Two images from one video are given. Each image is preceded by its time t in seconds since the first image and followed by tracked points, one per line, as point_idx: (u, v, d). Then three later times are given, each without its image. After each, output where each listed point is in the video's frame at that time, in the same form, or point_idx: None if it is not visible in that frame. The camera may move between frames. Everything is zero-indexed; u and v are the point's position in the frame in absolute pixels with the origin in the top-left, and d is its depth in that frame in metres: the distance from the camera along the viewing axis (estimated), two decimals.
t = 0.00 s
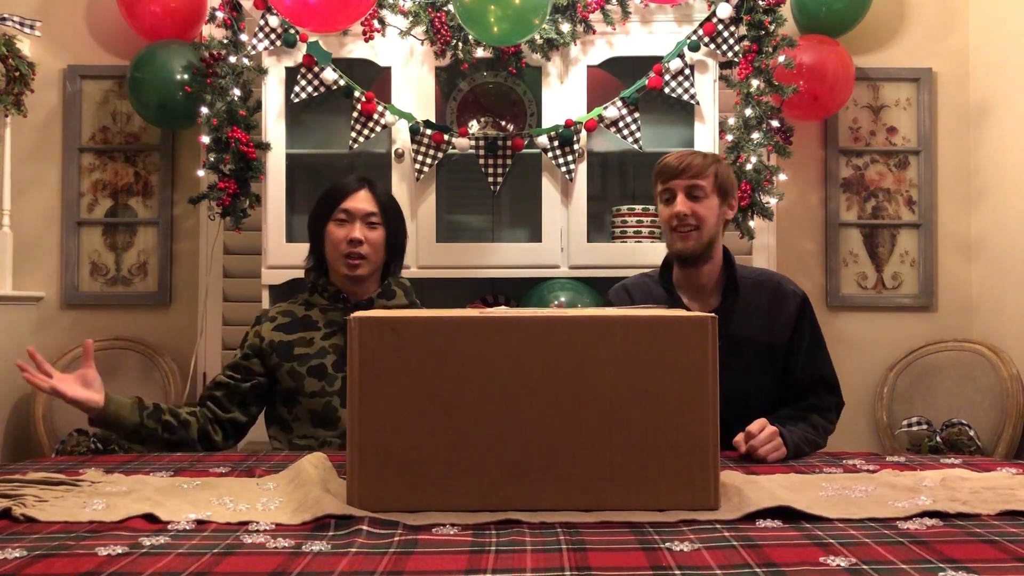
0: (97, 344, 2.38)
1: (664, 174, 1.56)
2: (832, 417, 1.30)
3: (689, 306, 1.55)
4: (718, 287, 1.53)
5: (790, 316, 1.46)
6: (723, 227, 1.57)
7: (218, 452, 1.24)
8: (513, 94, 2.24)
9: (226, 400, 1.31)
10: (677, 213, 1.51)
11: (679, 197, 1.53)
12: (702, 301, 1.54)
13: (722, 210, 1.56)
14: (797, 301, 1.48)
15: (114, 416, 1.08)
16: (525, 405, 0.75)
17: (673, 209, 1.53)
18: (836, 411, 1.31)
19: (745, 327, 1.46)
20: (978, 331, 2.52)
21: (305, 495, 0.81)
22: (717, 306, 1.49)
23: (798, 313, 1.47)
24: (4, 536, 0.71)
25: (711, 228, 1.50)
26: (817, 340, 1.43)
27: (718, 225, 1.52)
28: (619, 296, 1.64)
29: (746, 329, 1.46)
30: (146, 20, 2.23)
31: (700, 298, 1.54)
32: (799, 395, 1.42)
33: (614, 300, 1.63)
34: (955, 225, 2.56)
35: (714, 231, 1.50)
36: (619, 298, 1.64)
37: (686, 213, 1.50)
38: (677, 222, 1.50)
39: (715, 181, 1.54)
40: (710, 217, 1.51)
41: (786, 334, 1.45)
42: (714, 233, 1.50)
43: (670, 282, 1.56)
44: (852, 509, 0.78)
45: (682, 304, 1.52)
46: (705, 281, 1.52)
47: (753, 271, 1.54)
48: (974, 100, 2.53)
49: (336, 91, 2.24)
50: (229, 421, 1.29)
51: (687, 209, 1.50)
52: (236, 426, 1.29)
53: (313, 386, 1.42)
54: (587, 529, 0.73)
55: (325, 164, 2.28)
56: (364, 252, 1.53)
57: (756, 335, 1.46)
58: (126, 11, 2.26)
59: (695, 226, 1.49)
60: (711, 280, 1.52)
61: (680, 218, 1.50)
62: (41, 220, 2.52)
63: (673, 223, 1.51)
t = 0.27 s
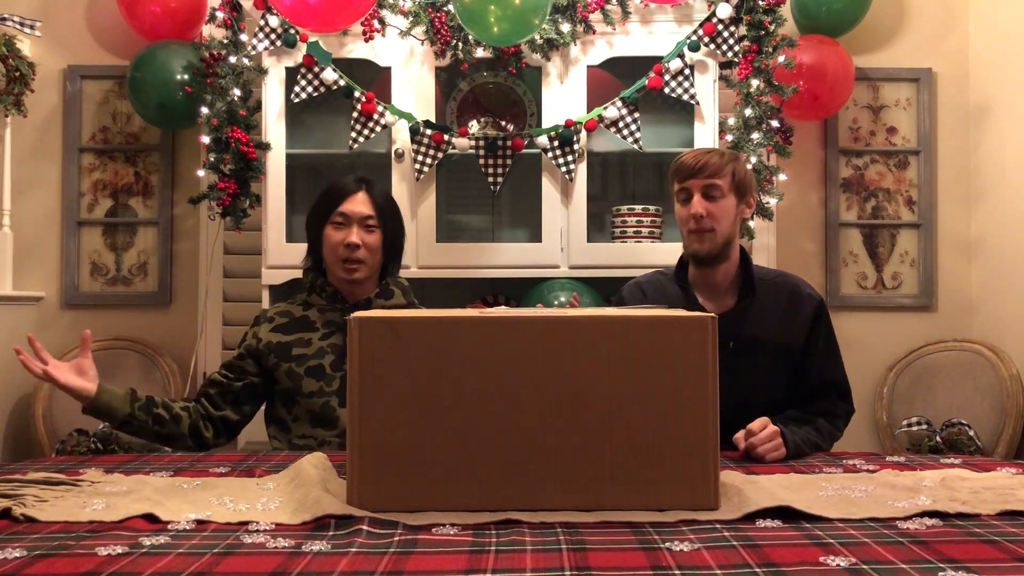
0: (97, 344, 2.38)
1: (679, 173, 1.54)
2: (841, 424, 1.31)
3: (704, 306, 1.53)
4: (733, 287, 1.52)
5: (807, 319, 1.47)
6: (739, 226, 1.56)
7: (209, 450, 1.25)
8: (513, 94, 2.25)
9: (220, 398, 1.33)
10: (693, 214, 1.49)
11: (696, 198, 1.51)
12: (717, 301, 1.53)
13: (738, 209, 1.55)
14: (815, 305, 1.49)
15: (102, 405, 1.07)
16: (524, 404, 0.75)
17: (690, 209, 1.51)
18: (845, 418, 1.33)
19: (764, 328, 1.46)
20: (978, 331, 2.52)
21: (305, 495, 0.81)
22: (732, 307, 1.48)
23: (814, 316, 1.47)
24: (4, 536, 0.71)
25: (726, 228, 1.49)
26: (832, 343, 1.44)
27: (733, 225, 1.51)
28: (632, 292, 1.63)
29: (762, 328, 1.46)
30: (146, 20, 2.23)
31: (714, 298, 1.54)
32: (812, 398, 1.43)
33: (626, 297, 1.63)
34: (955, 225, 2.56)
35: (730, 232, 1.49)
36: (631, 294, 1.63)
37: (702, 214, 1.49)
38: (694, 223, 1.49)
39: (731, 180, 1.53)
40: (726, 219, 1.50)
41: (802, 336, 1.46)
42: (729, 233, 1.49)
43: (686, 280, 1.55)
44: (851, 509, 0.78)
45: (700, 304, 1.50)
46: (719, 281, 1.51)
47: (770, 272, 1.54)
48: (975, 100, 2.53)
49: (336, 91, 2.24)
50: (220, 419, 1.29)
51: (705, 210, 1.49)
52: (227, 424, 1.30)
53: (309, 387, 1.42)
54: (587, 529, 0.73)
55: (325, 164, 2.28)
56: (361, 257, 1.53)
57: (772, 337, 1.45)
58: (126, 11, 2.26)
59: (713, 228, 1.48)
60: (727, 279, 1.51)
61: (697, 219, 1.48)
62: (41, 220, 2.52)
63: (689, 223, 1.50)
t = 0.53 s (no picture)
0: (97, 344, 2.38)
1: (677, 174, 1.55)
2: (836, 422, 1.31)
3: (698, 305, 1.53)
4: (727, 286, 1.52)
5: (800, 317, 1.47)
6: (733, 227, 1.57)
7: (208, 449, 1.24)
8: (513, 94, 2.24)
9: (220, 398, 1.32)
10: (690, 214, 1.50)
11: (693, 198, 1.52)
12: (711, 300, 1.53)
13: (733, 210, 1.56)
14: (806, 303, 1.49)
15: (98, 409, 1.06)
16: (524, 405, 0.75)
17: (687, 210, 1.51)
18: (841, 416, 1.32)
19: (757, 327, 1.46)
20: (979, 331, 2.52)
21: (305, 495, 0.81)
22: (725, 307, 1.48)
23: (807, 315, 1.47)
24: (4, 536, 0.71)
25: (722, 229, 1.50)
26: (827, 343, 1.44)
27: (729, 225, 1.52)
28: (626, 293, 1.64)
29: (756, 327, 1.46)
30: (146, 20, 2.23)
31: (709, 297, 1.54)
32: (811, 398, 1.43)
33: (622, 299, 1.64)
34: (955, 225, 2.56)
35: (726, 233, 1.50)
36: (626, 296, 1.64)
37: (699, 214, 1.49)
38: (691, 223, 1.49)
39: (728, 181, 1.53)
40: (723, 220, 1.50)
41: (795, 333, 1.46)
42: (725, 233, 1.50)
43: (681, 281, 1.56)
44: (851, 509, 0.79)
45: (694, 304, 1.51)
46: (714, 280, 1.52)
47: (764, 272, 1.54)
48: (975, 100, 2.53)
49: (336, 91, 2.24)
50: (221, 419, 1.29)
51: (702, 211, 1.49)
52: (226, 424, 1.29)
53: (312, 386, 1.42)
54: (587, 529, 0.73)
55: (325, 164, 2.27)
56: (362, 255, 1.53)
57: (765, 335, 1.45)
58: (126, 11, 2.26)
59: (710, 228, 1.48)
60: (721, 277, 1.51)
61: (694, 219, 1.49)
62: (41, 220, 2.52)
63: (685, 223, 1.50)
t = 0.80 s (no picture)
0: (97, 344, 2.38)
1: (657, 173, 1.54)
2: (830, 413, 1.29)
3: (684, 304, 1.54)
4: (710, 283, 1.53)
5: (783, 311, 1.47)
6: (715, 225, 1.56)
7: (204, 445, 1.24)
8: (513, 94, 2.24)
9: (217, 394, 1.32)
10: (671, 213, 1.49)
11: (675, 196, 1.51)
12: (697, 298, 1.54)
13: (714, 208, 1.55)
14: (790, 296, 1.48)
15: (96, 399, 1.06)
16: (524, 405, 0.75)
17: (669, 207, 1.51)
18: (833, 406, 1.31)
19: (741, 326, 1.46)
20: (979, 331, 2.52)
21: (305, 495, 0.81)
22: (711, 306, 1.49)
23: (791, 308, 1.47)
24: (4, 536, 0.71)
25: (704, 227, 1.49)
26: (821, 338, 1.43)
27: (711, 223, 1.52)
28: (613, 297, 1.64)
29: (739, 326, 1.46)
30: (146, 20, 2.23)
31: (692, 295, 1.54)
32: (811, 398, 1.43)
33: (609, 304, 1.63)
34: (955, 225, 2.56)
35: (707, 230, 1.50)
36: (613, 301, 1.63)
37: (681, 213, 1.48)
38: (673, 221, 1.49)
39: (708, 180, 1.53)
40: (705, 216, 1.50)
41: (781, 327, 1.46)
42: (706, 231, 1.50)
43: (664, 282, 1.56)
44: (851, 509, 0.79)
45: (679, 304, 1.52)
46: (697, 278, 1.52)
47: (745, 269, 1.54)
48: (974, 100, 2.53)
49: (336, 91, 2.24)
50: (218, 415, 1.29)
51: (685, 209, 1.49)
52: (223, 421, 1.29)
53: (312, 383, 1.42)
54: (587, 529, 0.73)
55: (325, 164, 2.27)
56: (363, 255, 1.54)
57: (751, 331, 1.46)
58: (126, 11, 2.26)
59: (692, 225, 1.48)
60: (703, 276, 1.52)
61: (677, 217, 1.48)
62: (42, 220, 2.52)
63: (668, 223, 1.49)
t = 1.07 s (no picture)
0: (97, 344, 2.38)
1: (651, 176, 1.57)
2: (829, 412, 1.29)
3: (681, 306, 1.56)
4: (706, 287, 1.55)
5: (780, 312, 1.47)
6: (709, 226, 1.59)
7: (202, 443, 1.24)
8: (513, 94, 2.24)
9: (216, 393, 1.31)
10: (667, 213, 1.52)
11: (669, 196, 1.54)
12: (693, 301, 1.56)
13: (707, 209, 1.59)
14: (786, 296, 1.49)
15: (103, 382, 1.07)
16: (524, 405, 0.75)
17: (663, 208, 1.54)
18: (833, 405, 1.31)
19: (737, 327, 1.46)
20: (979, 331, 2.52)
21: (305, 495, 0.81)
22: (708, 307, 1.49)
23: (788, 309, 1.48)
24: (4, 536, 0.71)
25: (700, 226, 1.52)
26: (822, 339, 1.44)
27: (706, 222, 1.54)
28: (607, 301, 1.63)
29: (739, 328, 1.46)
30: (146, 20, 2.23)
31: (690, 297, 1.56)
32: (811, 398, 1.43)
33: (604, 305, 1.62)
34: (955, 225, 2.56)
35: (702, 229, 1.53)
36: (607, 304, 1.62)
37: (676, 212, 1.51)
38: (668, 221, 1.51)
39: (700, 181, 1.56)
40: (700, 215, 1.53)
41: (779, 327, 1.46)
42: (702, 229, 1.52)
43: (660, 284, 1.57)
44: (851, 509, 0.79)
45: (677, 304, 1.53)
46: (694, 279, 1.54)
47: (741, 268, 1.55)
48: (974, 100, 2.53)
49: (336, 91, 2.24)
50: (216, 414, 1.28)
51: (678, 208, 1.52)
52: (221, 420, 1.29)
53: (308, 381, 1.42)
54: (587, 529, 0.73)
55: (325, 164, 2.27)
56: (363, 250, 1.54)
57: (751, 331, 1.46)
58: (126, 11, 2.26)
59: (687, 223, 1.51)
60: (700, 277, 1.54)
61: (671, 216, 1.51)
62: (42, 220, 2.52)
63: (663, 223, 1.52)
